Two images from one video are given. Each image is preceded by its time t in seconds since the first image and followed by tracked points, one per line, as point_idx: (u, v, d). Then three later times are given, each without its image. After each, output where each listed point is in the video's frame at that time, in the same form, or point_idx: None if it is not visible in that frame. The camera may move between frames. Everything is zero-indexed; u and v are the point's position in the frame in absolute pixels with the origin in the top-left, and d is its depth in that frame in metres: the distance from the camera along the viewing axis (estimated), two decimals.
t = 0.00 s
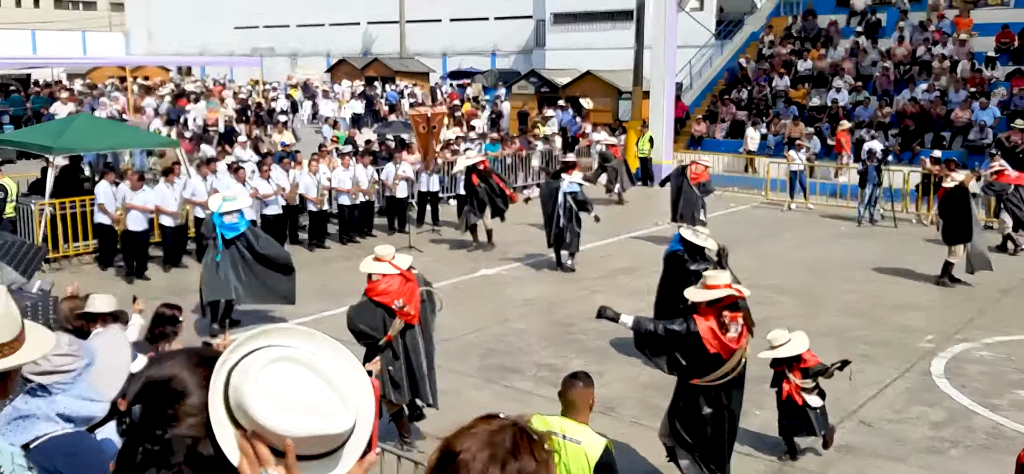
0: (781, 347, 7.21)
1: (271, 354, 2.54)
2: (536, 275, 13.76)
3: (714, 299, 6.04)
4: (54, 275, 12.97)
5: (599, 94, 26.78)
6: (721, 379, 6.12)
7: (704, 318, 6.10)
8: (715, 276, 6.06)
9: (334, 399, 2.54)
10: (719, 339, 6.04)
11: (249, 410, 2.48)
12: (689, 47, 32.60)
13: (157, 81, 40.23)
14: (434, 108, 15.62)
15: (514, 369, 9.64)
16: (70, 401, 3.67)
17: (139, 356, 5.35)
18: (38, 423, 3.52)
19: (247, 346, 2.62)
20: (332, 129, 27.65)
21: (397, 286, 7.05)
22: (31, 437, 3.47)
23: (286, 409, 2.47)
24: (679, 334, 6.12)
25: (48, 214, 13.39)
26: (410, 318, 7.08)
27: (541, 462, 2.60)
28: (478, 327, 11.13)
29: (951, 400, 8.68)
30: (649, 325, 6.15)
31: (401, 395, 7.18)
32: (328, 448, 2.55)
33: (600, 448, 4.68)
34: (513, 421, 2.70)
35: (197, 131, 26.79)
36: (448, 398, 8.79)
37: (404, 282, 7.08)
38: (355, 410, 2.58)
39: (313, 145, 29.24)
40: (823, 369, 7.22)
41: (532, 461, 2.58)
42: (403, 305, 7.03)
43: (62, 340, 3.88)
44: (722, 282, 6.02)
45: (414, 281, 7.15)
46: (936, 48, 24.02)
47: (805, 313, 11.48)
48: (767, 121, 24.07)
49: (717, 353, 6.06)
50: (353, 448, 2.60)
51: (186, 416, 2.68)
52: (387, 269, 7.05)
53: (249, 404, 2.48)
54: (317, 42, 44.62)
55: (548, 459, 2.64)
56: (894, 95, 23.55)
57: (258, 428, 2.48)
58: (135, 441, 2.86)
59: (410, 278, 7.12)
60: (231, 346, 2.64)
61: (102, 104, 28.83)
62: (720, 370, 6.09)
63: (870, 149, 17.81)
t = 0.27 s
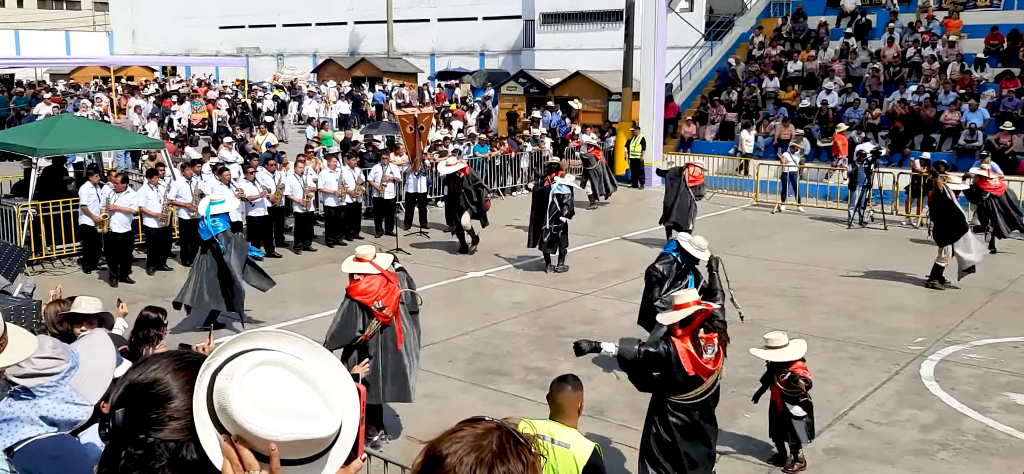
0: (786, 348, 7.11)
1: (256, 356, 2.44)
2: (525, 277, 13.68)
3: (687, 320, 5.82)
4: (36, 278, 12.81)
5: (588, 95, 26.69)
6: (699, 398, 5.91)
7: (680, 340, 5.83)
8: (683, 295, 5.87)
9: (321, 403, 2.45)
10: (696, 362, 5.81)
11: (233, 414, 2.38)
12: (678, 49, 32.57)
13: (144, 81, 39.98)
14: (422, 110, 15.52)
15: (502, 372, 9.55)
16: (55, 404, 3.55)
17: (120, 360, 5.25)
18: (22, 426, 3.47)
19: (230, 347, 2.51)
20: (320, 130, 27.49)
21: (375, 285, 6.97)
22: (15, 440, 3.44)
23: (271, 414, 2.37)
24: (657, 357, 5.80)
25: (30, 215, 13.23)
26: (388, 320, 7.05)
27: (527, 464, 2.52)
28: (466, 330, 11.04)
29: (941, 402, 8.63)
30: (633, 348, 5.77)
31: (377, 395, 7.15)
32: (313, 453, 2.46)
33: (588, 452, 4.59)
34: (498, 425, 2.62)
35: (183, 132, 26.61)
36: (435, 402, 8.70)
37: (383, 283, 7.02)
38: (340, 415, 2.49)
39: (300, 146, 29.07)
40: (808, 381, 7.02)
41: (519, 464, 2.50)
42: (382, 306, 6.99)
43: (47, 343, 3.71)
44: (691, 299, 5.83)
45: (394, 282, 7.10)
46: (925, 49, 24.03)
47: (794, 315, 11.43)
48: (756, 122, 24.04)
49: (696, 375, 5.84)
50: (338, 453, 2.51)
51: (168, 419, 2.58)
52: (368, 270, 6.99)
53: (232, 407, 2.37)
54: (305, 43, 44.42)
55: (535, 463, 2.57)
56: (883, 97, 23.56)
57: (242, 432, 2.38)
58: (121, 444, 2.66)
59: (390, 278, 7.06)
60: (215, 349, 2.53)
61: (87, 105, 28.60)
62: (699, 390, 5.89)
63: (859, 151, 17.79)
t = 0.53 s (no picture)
0: (779, 344, 7.04)
1: (241, 357, 2.44)
2: (513, 279, 13.68)
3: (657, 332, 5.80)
4: (21, 280, 12.73)
5: (575, 97, 26.74)
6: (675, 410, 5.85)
7: (655, 354, 5.81)
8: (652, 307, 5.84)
9: (306, 404, 2.45)
10: (671, 375, 5.77)
11: (218, 415, 2.38)
12: (666, 51, 32.69)
13: (130, 83, 39.81)
14: (409, 112, 15.53)
15: (490, 374, 9.55)
16: (39, 406, 3.56)
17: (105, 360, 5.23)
18: (8, 428, 3.46)
19: (214, 348, 2.51)
20: (307, 132, 27.42)
21: (352, 281, 7.13)
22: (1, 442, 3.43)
23: (255, 415, 2.37)
24: (635, 374, 5.73)
25: (15, 217, 13.16)
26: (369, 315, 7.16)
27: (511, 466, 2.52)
28: (453, 331, 11.04)
29: (926, 403, 8.68)
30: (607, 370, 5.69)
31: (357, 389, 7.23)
32: (298, 454, 2.45)
33: (575, 452, 4.59)
34: (483, 425, 2.63)
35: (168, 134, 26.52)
36: (423, 404, 8.69)
37: (361, 279, 7.17)
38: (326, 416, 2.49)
39: (287, 148, 29.00)
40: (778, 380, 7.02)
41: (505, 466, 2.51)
42: (364, 301, 7.12)
43: (33, 344, 3.71)
44: (661, 310, 5.78)
45: (372, 279, 7.25)
46: (910, 52, 24.19)
47: (780, 316, 11.48)
48: (742, 124, 24.14)
49: (671, 388, 5.78)
50: (323, 455, 2.51)
51: (152, 421, 2.58)
52: (345, 267, 7.12)
53: (217, 408, 2.37)
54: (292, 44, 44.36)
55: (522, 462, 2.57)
56: (869, 99, 23.71)
57: (226, 434, 2.38)
58: (104, 445, 2.64)
59: (366, 274, 7.22)
60: (200, 350, 2.53)
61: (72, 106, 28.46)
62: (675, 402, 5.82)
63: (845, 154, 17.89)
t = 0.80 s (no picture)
0: (763, 346, 7.12)
1: (222, 359, 2.44)
2: (500, 280, 13.69)
3: (632, 318, 5.78)
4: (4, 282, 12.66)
5: (562, 98, 26.79)
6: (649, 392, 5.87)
7: (628, 339, 5.82)
8: (629, 293, 5.77)
9: (288, 407, 2.44)
10: (643, 359, 5.79)
11: (199, 417, 2.37)
12: (653, 53, 32.80)
13: (115, 84, 39.63)
14: (396, 113, 15.53)
15: (476, 375, 9.55)
16: (22, 409, 3.50)
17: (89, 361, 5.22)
18: None
19: (196, 349, 2.50)
20: (293, 134, 27.36)
21: (323, 279, 7.22)
22: None
23: (236, 415, 2.37)
24: (610, 360, 5.75)
25: None
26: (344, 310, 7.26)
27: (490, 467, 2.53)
28: (440, 333, 11.04)
29: (910, 403, 8.74)
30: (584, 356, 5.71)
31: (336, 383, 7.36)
32: (280, 456, 2.45)
33: (561, 454, 4.59)
34: (463, 427, 2.63)
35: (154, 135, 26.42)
36: (409, 405, 8.69)
37: (332, 276, 7.26)
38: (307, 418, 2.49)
39: (274, 150, 28.93)
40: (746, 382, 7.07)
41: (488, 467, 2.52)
42: (337, 299, 7.20)
43: (16, 345, 3.61)
44: (638, 297, 5.75)
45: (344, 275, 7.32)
46: (895, 55, 24.34)
47: (766, 317, 11.53)
48: (729, 125, 24.22)
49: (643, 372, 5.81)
50: (305, 457, 2.50)
51: (133, 422, 2.57)
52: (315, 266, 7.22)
53: (198, 410, 2.37)
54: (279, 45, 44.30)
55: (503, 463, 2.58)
56: (854, 101, 23.85)
57: (208, 436, 2.37)
58: (85, 448, 2.63)
59: (337, 270, 7.29)
60: (181, 351, 2.53)
61: (57, 107, 28.32)
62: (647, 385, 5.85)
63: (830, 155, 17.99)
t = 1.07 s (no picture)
0: (738, 345, 7.11)
1: (204, 363, 2.44)
2: (487, 283, 13.69)
3: (607, 319, 5.77)
4: None
5: (548, 101, 26.82)
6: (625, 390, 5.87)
7: (607, 341, 5.77)
8: (601, 296, 5.80)
9: (270, 411, 2.44)
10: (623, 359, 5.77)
11: (181, 422, 2.37)
12: (638, 56, 32.91)
13: (99, 86, 39.40)
14: (382, 116, 15.51)
15: (463, 378, 9.55)
16: (4, 413, 3.41)
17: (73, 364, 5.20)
18: None
19: (178, 354, 2.50)
20: (278, 137, 27.28)
21: (297, 280, 7.45)
22: None
23: (218, 419, 2.37)
24: (590, 360, 5.75)
25: None
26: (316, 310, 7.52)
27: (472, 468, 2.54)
28: (426, 336, 11.03)
29: (894, 405, 8.79)
30: (568, 356, 5.72)
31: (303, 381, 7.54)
32: (262, 460, 2.45)
33: (548, 456, 4.60)
34: (447, 430, 2.64)
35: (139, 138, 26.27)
36: (396, 408, 8.67)
37: (307, 278, 7.52)
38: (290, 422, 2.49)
39: (259, 152, 28.83)
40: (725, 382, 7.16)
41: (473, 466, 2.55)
42: (311, 299, 7.47)
43: None
44: (610, 299, 5.77)
45: (318, 278, 7.61)
46: (878, 58, 24.49)
47: (752, 319, 11.57)
48: (714, 128, 24.29)
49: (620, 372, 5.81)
50: (288, 461, 2.50)
51: (115, 426, 2.57)
52: (292, 267, 7.48)
53: (180, 414, 2.37)
54: (265, 48, 44.19)
55: (486, 466, 2.60)
56: (838, 105, 23.98)
57: (190, 440, 2.37)
58: (67, 452, 2.63)
59: (311, 272, 7.57)
60: (163, 354, 2.53)
61: (40, 110, 28.13)
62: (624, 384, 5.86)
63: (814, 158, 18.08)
